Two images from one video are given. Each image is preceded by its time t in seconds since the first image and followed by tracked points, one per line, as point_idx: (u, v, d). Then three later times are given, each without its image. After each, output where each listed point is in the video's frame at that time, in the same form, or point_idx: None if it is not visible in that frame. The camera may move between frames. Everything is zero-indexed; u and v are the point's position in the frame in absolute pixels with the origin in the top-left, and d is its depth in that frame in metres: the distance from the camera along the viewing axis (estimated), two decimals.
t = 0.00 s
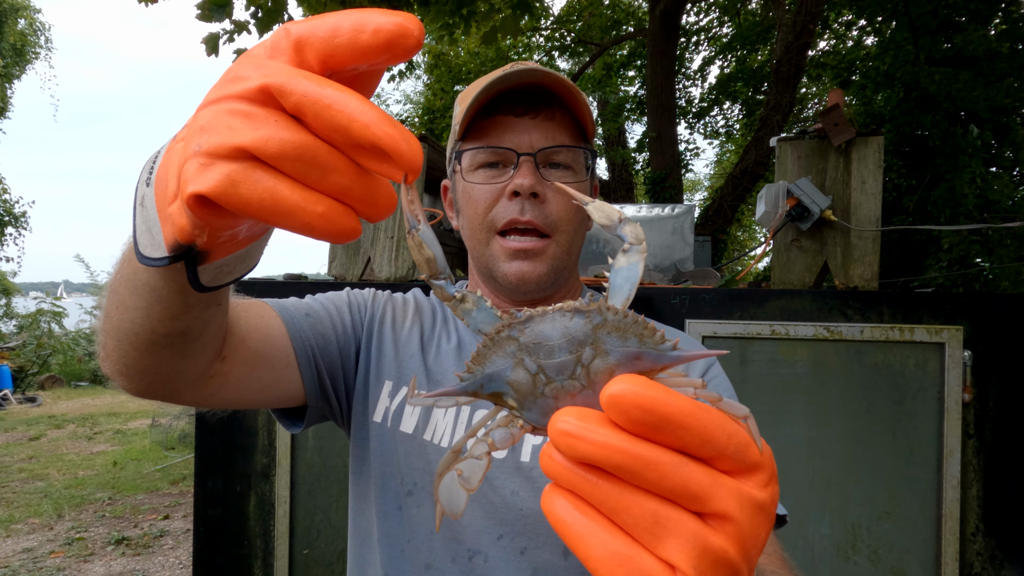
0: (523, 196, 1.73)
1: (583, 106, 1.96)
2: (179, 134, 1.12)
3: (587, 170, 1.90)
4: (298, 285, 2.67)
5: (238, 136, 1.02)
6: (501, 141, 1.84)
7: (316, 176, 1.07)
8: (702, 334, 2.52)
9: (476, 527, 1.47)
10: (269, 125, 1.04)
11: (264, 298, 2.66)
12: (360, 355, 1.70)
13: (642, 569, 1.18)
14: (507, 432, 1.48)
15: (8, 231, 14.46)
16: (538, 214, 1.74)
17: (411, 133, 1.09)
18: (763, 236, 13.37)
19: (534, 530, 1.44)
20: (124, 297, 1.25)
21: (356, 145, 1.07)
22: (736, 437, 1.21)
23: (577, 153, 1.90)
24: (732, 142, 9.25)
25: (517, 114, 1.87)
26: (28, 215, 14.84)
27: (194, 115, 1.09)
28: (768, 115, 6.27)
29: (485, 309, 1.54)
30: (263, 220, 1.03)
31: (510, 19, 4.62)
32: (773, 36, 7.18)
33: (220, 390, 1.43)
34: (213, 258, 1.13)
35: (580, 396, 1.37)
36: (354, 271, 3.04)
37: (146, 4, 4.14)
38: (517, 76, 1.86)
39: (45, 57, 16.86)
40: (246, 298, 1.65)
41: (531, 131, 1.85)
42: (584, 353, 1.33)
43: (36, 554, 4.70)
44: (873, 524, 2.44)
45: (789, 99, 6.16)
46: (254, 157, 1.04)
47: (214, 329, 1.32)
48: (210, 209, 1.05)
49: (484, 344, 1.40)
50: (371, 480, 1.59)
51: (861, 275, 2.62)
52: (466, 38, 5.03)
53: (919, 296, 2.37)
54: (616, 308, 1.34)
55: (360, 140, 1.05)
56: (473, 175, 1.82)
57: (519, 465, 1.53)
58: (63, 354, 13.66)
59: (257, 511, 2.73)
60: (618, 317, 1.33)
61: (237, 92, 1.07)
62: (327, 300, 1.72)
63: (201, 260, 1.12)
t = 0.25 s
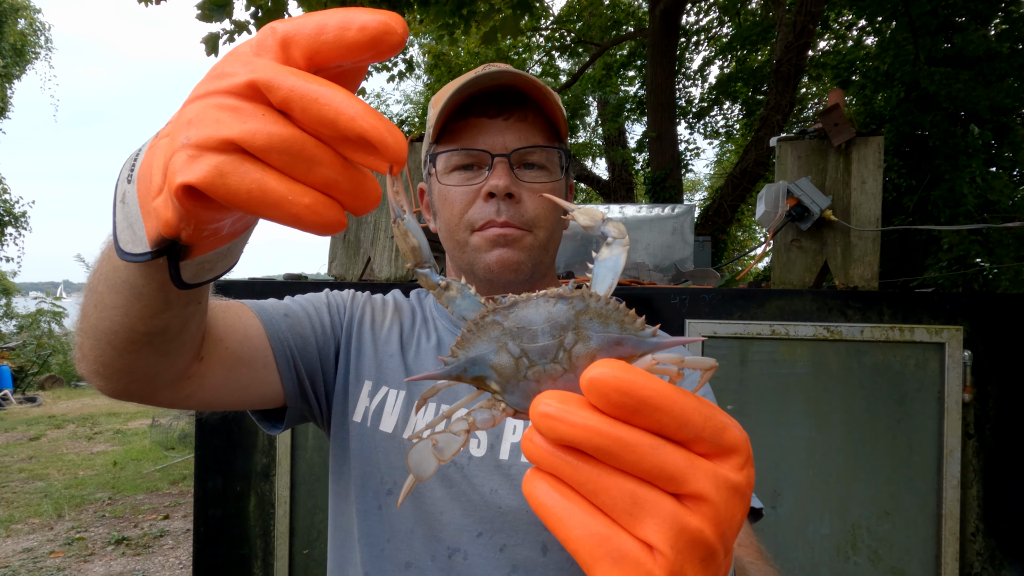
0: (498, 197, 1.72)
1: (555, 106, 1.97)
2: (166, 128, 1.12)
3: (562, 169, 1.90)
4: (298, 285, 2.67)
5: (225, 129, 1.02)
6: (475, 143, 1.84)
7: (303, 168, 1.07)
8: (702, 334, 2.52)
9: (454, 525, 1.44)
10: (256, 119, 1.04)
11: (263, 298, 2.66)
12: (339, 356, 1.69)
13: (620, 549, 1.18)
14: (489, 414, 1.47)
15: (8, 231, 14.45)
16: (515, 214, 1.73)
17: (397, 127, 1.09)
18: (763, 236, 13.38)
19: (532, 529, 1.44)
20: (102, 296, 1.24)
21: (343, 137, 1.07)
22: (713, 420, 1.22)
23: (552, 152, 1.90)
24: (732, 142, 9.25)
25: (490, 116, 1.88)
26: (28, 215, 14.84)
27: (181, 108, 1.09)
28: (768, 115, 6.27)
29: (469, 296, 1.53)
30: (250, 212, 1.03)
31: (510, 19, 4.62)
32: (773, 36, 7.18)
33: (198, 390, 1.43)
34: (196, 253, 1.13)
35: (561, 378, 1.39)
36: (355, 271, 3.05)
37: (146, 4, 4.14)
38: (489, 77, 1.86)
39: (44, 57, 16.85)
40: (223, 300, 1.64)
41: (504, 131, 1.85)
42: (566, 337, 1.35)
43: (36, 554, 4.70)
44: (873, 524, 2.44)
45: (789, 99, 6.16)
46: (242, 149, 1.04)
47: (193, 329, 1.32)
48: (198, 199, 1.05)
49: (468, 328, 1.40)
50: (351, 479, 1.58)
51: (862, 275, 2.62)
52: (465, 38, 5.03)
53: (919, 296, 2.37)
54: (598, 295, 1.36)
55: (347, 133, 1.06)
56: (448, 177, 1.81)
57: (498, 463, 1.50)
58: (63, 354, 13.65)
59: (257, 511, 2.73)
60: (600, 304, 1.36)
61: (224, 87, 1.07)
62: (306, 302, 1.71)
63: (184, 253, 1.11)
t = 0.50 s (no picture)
0: (485, 198, 1.72)
1: (539, 108, 1.97)
2: (179, 135, 1.12)
3: (545, 169, 1.90)
4: (298, 285, 2.68)
5: (244, 130, 1.03)
6: (459, 145, 1.82)
7: (324, 160, 1.07)
8: (702, 334, 2.53)
9: (443, 524, 1.43)
10: (271, 117, 1.04)
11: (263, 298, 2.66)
12: (328, 356, 1.69)
13: (603, 541, 1.18)
14: (474, 403, 1.45)
15: (8, 231, 14.45)
16: (502, 215, 1.74)
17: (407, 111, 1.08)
18: (763, 236, 13.38)
19: (527, 529, 1.44)
20: (99, 297, 1.24)
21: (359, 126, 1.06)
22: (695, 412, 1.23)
23: (536, 153, 1.90)
24: (732, 142, 9.26)
25: (474, 118, 1.86)
26: (28, 215, 14.84)
27: (195, 115, 1.09)
28: (768, 115, 6.27)
29: (462, 287, 1.52)
30: (279, 209, 1.04)
31: (510, 20, 4.62)
32: (773, 36, 7.18)
33: (190, 391, 1.43)
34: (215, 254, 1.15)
35: (547, 371, 1.38)
36: (355, 271, 3.05)
37: (145, 4, 4.14)
38: (473, 79, 1.84)
39: (44, 57, 16.85)
40: (213, 301, 1.64)
41: (488, 133, 1.84)
42: (553, 329, 1.36)
43: (36, 554, 4.70)
44: (873, 524, 2.44)
45: (789, 99, 6.16)
46: (263, 148, 1.04)
47: (190, 330, 1.31)
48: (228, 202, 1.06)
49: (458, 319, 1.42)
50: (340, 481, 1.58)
51: (862, 275, 2.62)
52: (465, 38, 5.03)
53: (919, 296, 2.37)
54: (587, 290, 1.38)
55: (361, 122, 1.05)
56: (433, 180, 1.80)
57: (486, 462, 1.50)
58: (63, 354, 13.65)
59: (257, 511, 2.73)
60: (588, 299, 1.38)
61: (234, 88, 1.07)
62: (295, 303, 1.72)
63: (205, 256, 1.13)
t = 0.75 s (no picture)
0: (482, 199, 1.71)
1: (535, 108, 1.96)
2: (161, 130, 1.12)
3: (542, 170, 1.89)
4: (298, 285, 2.68)
5: (226, 120, 1.03)
6: (456, 146, 1.82)
7: (307, 149, 1.07)
8: (702, 334, 2.53)
9: (442, 525, 1.43)
10: (253, 107, 1.04)
11: (263, 298, 2.67)
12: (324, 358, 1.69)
13: (595, 519, 1.16)
14: (470, 390, 1.46)
15: (8, 231, 14.44)
16: (499, 216, 1.73)
17: (390, 100, 1.09)
18: (763, 236, 13.38)
19: (526, 529, 1.43)
20: (90, 298, 1.24)
21: (341, 114, 1.07)
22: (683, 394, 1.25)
23: (532, 153, 1.91)
24: (732, 142, 9.26)
25: (471, 119, 1.85)
26: (28, 215, 14.85)
27: (177, 109, 1.09)
28: (768, 115, 6.27)
29: (453, 273, 1.51)
30: (262, 199, 1.03)
31: (510, 20, 4.62)
32: (773, 36, 7.18)
33: (185, 392, 1.43)
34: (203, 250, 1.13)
35: (540, 355, 1.40)
36: (355, 271, 3.05)
37: (146, 5, 4.14)
38: (470, 80, 1.81)
39: (44, 57, 16.86)
40: (208, 303, 1.64)
41: (485, 133, 1.84)
42: (546, 316, 1.36)
43: (36, 554, 4.70)
44: (873, 524, 2.44)
45: (789, 99, 6.16)
46: (246, 138, 1.04)
47: (182, 329, 1.32)
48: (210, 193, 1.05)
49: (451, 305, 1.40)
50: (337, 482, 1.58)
51: (862, 275, 2.62)
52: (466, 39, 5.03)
53: (919, 296, 2.37)
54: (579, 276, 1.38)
55: (344, 109, 1.06)
56: (430, 182, 1.80)
57: (484, 462, 1.49)
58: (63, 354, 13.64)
59: (257, 511, 2.73)
60: (580, 285, 1.37)
61: (215, 79, 1.07)
62: (291, 304, 1.72)
63: (192, 253, 1.12)
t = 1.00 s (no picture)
0: (487, 199, 1.72)
1: (540, 108, 1.96)
2: (146, 126, 1.12)
3: (544, 170, 1.90)
4: (298, 285, 2.68)
5: (208, 113, 1.03)
6: (459, 145, 1.82)
7: (291, 139, 1.07)
8: (702, 334, 2.53)
9: (442, 526, 1.43)
10: (235, 98, 1.04)
11: (263, 298, 2.67)
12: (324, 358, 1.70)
13: (593, 494, 1.15)
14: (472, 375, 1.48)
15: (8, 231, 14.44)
16: (503, 216, 1.74)
17: (375, 88, 1.08)
18: (763, 236, 13.39)
19: (526, 529, 1.43)
20: (84, 300, 1.23)
21: (325, 103, 1.07)
22: (680, 372, 1.24)
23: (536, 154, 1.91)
24: (732, 141, 9.26)
25: (475, 118, 1.85)
26: (28, 215, 14.85)
27: (160, 104, 1.08)
28: (768, 115, 6.27)
29: (448, 259, 1.50)
30: (246, 191, 1.03)
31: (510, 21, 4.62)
32: (773, 36, 7.18)
33: (184, 395, 1.43)
34: (192, 248, 1.13)
35: (538, 337, 1.41)
36: (355, 271, 3.05)
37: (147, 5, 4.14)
38: (476, 79, 1.81)
39: (44, 56, 16.86)
40: (207, 305, 1.64)
41: (490, 133, 1.84)
42: (542, 297, 1.38)
43: (36, 554, 4.70)
44: (873, 524, 2.44)
45: (789, 99, 6.16)
46: (228, 130, 1.04)
47: (177, 331, 1.31)
48: (193, 186, 1.05)
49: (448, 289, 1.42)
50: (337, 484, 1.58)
51: (862, 275, 2.63)
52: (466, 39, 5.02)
53: (919, 296, 2.37)
54: (574, 257, 1.40)
55: (327, 97, 1.05)
56: (433, 180, 1.79)
57: (484, 463, 1.49)
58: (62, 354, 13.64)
59: (257, 511, 2.73)
60: (575, 266, 1.40)
61: (197, 72, 1.06)
62: (290, 306, 1.72)
63: (181, 250, 1.11)
